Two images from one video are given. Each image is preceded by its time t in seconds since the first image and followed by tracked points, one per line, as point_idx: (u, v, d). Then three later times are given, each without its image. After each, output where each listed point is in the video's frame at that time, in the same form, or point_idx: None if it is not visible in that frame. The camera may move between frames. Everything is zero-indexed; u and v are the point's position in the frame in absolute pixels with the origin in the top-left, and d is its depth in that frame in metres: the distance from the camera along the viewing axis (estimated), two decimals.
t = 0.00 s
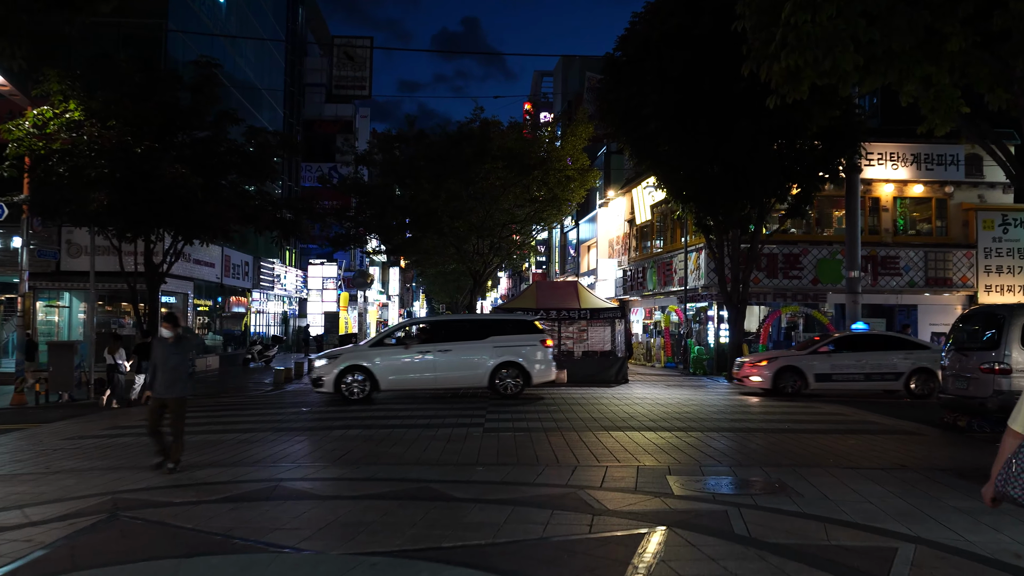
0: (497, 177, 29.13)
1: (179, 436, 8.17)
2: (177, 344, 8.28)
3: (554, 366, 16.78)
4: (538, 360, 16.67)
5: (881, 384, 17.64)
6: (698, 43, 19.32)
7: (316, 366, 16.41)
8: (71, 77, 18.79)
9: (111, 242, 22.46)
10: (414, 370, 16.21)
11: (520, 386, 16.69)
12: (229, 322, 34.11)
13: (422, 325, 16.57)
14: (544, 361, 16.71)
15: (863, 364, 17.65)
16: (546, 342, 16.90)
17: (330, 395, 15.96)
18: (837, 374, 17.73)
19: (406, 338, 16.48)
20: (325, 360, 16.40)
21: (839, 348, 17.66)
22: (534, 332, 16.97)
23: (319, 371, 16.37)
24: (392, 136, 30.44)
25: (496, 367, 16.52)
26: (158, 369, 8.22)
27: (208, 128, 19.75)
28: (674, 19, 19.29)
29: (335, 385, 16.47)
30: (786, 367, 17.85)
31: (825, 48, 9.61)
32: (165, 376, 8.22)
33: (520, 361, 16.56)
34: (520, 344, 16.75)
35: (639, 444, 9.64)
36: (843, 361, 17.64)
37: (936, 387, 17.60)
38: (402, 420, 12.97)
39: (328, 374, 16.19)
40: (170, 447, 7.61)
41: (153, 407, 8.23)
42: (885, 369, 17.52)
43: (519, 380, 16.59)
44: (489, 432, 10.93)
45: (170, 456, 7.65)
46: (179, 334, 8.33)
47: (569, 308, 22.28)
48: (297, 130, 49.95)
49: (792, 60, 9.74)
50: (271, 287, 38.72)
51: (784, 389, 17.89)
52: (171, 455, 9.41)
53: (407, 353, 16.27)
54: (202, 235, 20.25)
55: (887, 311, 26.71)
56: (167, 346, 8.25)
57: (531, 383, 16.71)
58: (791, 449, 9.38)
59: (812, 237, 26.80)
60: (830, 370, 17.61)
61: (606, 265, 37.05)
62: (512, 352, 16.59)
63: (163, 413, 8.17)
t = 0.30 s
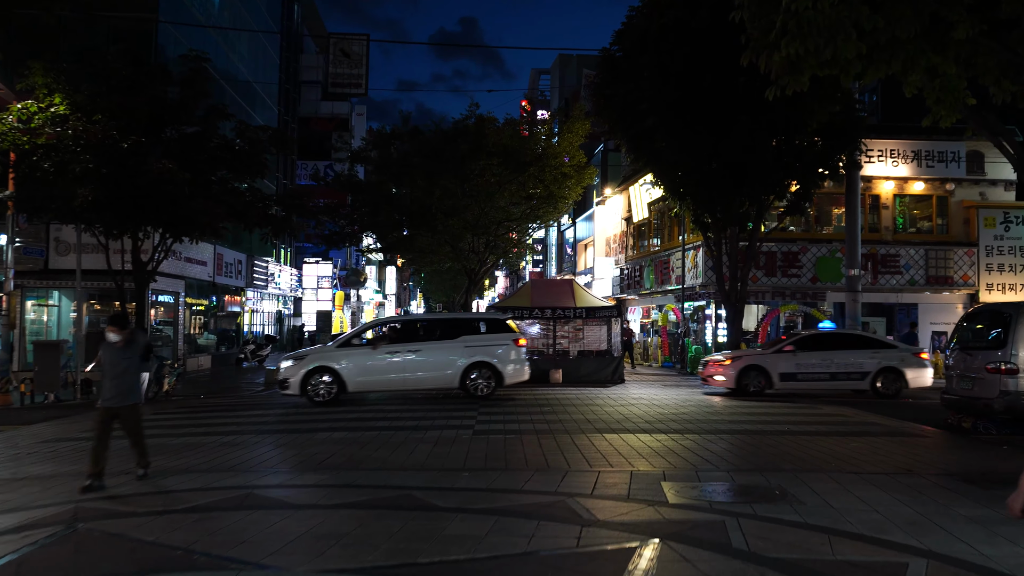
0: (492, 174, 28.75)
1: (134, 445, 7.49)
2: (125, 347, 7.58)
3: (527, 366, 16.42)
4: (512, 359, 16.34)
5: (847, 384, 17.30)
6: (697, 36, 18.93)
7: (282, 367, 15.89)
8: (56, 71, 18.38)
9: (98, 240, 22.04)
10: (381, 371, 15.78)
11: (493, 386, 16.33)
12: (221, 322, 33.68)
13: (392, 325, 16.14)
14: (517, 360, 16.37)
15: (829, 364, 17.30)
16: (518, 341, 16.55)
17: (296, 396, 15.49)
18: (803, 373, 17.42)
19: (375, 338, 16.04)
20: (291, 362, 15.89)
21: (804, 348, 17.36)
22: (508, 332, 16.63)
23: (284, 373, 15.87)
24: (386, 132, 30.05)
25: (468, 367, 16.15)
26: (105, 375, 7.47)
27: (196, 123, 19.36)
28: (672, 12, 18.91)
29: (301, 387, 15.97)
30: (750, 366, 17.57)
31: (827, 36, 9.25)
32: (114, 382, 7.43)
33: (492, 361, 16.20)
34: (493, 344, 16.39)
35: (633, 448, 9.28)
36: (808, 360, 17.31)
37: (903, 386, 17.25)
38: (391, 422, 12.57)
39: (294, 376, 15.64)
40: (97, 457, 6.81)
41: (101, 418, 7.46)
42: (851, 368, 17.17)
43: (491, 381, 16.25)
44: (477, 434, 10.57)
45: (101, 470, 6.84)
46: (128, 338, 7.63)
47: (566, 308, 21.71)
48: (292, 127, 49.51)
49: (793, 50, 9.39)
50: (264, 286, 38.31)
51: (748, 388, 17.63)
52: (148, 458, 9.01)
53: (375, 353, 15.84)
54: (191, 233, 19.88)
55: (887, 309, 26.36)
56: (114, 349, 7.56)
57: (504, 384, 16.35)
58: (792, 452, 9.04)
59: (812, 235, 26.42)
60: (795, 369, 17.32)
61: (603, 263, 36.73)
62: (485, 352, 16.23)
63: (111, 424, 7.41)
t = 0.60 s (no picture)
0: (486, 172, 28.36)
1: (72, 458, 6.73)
2: (67, 349, 6.83)
3: (498, 367, 16.10)
4: (482, 361, 15.99)
5: (816, 384, 16.98)
6: (694, 29, 18.57)
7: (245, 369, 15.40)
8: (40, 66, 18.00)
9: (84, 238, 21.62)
10: (347, 373, 15.35)
11: (462, 388, 16.00)
12: (214, 322, 33.30)
13: (360, 325, 15.70)
14: (488, 362, 16.03)
15: (796, 363, 16.98)
16: (488, 341, 16.18)
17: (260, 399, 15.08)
18: (770, 373, 17.08)
19: (342, 338, 15.59)
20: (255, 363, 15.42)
21: (771, 347, 17.03)
22: (479, 332, 16.25)
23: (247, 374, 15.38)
24: (380, 130, 29.67)
25: (438, 368, 15.77)
26: (44, 377, 6.67)
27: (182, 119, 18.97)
28: (669, 6, 18.56)
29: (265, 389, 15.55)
30: (716, 365, 17.19)
31: (829, 24, 8.89)
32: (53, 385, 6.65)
33: (462, 362, 15.83)
34: (464, 345, 15.97)
35: (629, 453, 8.91)
36: (774, 359, 16.98)
37: (871, 386, 17.02)
38: (379, 425, 12.20)
39: (258, 378, 15.20)
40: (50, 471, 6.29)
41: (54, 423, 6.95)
42: (819, 368, 16.86)
43: (460, 382, 15.92)
44: (467, 438, 10.19)
45: (63, 479, 6.47)
46: (69, 337, 6.87)
47: (561, 307, 21.31)
48: (287, 126, 49.11)
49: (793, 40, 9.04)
50: (258, 286, 37.89)
51: (714, 389, 17.24)
52: (122, 465, 8.64)
53: (341, 354, 15.39)
54: (178, 231, 19.48)
55: (887, 308, 26.01)
56: (54, 349, 6.78)
57: (473, 386, 16.03)
58: (794, 457, 8.68)
59: (811, 233, 26.11)
60: (761, 369, 16.98)
61: (600, 262, 36.42)
62: (456, 354, 15.84)
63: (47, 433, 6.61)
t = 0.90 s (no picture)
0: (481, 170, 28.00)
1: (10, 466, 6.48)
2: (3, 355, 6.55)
3: (466, 368, 15.69)
4: (450, 362, 15.61)
5: (786, 386, 16.67)
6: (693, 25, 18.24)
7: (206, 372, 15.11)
8: (26, 59, 17.64)
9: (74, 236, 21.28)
10: (310, 376, 14.98)
11: (431, 390, 15.53)
12: (207, 321, 32.95)
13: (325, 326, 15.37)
14: (456, 362, 15.65)
15: (764, 364, 16.67)
16: (456, 342, 15.81)
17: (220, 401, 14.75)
18: (739, 375, 16.73)
19: (307, 340, 15.25)
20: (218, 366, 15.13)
21: (738, 348, 16.70)
22: (448, 333, 15.90)
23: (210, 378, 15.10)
24: (375, 127, 29.30)
25: (404, 370, 15.39)
26: None
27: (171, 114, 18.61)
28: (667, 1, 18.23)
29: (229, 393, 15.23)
30: (683, 367, 16.76)
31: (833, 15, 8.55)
32: None
33: (429, 364, 15.45)
34: (432, 347, 15.61)
35: (624, 461, 8.55)
36: (742, 361, 16.64)
37: (843, 388, 16.75)
38: (366, 428, 11.83)
39: (219, 381, 14.87)
40: None
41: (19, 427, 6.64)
42: (789, 370, 16.54)
43: (428, 384, 15.47)
44: (456, 444, 9.83)
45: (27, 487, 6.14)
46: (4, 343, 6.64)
47: (557, 306, 21.07)
48: (283, 123, 48.77)
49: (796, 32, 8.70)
50: (253, 284, 37.55)
51: (682, 391, 16.79)
52: (95, 470, 8.29)
53: (303, 356, 15.04)
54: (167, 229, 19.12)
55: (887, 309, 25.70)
56: None
57: (442, 388, 15.58)
58: (797, 465, 8.31)
59: (811, 233, 25.81)
60: (729, 370, 16.61)
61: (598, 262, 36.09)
62: (423, 355, 15.47)
63: None
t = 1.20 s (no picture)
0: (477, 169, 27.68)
1: None
2: None
3: (432, 369, 15.36)
4: (416, 363, 15.29)
5: (756, 387, 16.36)
6: (693, 20, 17.93)
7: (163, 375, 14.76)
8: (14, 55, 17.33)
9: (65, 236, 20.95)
10: (269, 378, 14.64)
11: (395, 393, 15.23)
12: (203, 322, 32.64)
13: (287, 328, 15.02)
14: (422, 363, 15.33)
15: (737, 365, 16.34)
16: (422, 343, 15.47)
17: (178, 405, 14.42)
18: (709, 376, 16.42)
19: (268, 342, 14.89)
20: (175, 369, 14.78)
21: (711, 348, 16.42)
22: (415, 334, 15.56)
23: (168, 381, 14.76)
24: (371, 125, 28.98)
25: (368, 372, 15.05)
26: None
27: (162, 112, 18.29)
28: None
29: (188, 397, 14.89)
30: (652, 367, 16.54)
31: (840, 3, 8.22)
32: None
33: (393, 365, 15.11)
34: (397, 348, 15.26)
35: (622, 467, 8.23)
36: (714, 362, 16.34)
37: (814, 389, 16.42)
38: (357, 432, 11.51)
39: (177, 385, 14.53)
40: None
41: None
42: (760, 371, 16.24)
43: (392, 387, 15.15)
44: (446, 448, 9.50)
45: None
46: None
47: (556, 306, 20.71)
48: (279, 122, 48.41)
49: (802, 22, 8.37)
50: (249, 285, 37.21)
51: (652, 392, 16.56)
52: (71, 478, 7.97)
53: (262, 358, 14.69)
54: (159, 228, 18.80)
55: (888, 309, 25.40)
56: None
57: (407, 390, 15.28)
58: (803, 471, 7.99)
59: (812, 232, 25.51)
60: (700, 371, 16.32)
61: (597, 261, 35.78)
62: (389, 356, 15.13)
63: None
